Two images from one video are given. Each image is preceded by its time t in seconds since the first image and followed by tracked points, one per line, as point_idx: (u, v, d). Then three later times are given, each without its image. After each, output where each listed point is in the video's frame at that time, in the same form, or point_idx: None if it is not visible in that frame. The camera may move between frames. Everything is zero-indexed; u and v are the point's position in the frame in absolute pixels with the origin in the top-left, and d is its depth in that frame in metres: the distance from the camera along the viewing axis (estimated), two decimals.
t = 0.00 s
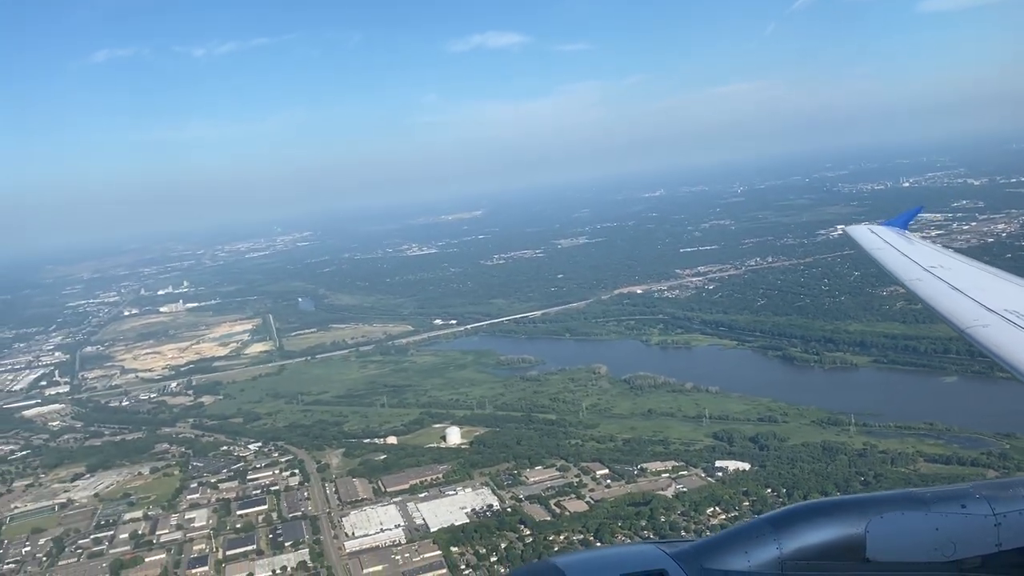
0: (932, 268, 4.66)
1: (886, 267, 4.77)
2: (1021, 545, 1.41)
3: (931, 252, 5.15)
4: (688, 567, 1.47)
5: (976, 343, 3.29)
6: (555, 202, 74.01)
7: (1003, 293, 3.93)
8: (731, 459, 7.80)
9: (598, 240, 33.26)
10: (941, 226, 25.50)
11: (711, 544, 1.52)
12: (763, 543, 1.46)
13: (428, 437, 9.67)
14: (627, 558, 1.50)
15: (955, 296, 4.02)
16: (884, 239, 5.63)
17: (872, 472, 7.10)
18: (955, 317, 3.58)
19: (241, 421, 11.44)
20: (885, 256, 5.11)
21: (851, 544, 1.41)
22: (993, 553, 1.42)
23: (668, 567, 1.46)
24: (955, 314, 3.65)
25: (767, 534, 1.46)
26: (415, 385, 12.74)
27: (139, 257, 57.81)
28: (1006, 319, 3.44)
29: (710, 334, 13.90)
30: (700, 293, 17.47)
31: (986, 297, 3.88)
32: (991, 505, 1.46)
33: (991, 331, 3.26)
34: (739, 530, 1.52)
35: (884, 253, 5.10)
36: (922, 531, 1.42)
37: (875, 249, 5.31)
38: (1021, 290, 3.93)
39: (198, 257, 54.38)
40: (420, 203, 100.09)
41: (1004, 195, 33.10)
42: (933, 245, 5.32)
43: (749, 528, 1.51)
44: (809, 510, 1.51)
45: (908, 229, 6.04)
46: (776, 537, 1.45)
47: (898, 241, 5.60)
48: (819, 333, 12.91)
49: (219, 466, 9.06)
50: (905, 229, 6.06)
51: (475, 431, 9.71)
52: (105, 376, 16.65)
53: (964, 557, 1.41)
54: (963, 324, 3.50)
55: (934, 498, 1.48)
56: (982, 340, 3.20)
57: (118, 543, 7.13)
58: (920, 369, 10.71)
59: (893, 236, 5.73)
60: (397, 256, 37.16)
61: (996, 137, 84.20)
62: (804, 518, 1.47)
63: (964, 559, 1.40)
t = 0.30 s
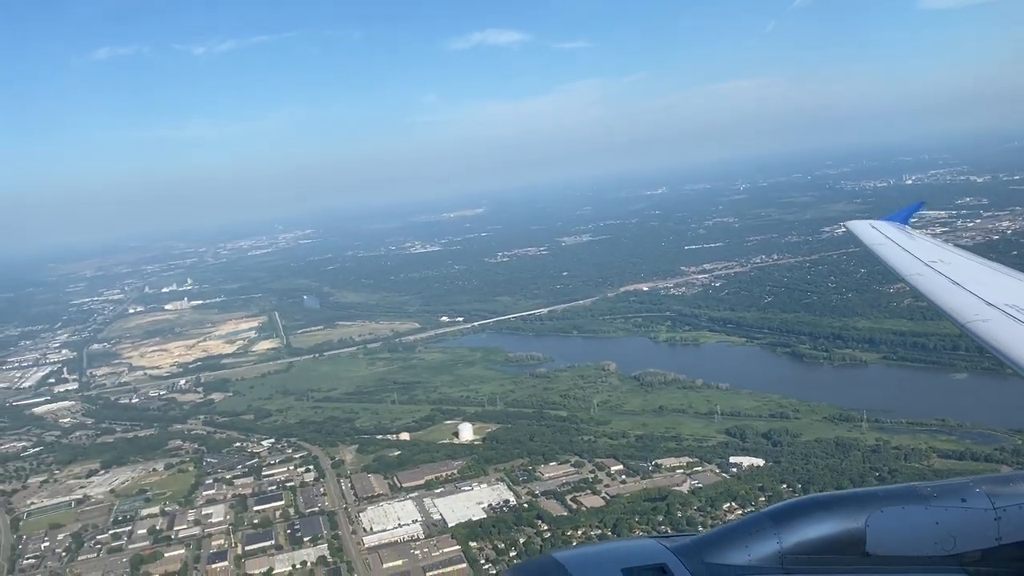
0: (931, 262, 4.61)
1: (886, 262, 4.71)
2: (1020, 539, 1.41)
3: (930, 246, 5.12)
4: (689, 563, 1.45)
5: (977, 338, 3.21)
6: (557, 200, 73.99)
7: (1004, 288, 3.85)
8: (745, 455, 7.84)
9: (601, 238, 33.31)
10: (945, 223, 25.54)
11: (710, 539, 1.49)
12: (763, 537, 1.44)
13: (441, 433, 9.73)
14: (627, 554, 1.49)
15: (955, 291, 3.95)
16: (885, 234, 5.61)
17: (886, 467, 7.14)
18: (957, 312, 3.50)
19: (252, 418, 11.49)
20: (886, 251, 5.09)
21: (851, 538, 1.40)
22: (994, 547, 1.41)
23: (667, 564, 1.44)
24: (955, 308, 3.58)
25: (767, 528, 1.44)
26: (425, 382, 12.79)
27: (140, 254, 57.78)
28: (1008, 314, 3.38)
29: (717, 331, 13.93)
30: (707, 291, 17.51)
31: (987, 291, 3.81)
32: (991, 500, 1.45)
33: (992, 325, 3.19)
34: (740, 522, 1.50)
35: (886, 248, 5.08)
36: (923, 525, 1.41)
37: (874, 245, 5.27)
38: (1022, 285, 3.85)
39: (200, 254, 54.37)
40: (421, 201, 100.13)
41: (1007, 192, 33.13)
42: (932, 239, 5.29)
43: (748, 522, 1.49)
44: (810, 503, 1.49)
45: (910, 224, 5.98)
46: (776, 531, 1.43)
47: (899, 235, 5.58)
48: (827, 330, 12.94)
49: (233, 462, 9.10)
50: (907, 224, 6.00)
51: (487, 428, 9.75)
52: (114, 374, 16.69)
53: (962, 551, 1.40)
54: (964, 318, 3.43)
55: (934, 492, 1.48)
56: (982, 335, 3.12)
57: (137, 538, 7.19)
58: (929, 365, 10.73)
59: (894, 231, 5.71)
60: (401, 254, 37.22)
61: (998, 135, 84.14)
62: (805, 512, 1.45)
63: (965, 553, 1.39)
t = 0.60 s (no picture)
0: (931, 258, 4.54)
1: (887, 256, 4.64)
2: (1020, 533, 1.39)
3: (931, 242, 5.08)
4: (687, 558, 1.33)
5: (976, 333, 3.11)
6: (559, 197, 73.96)
7: (1005, 284, 3.77)
8: (758, 451, 7.87)
9: (605, 235, 33.35)
10: (950, 220, 25.55)
11: (704, 536, 1.40)
12: (763, 531, 1.36)
13: (453, 430, 9.77)
14: (617, 548, 1.34)
15: (954, 286, 3.86)
16: (885, 230, 5.60)
17: (900, 463, 7.18)
18: (955, 307, 3.41)
19: (263, 414, 11.54)
20: (885, 246, 5.07)
21: (853, 532, 1.36)
22: (993, 542, 1.39)
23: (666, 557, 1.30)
24: (955, 303, 3.50)
25: (767, 522, 1.37)
26: (435, 379, 12.83)
27: (143, 252, 57.80)
28: (1008, 310, 3.28)
29: (725, 328, 13.97)
30: (713, 288, 17.54)
31: (987, 286, 3.73)
32: (990, 494, 1.43)
33: (991, 319, 3.11)
34: (735, 519, 1.42)
35: (884, 243, 5.06)
36: (924, 519, 1.38)
37: (876, 240, 5.23)
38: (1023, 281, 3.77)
39: (203, 252, 54.43)
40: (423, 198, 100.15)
41: (1011, 189, 33.15)
42: (934, 236, 5.25)
43: (745, 517, 1.41)
44: (809, 499, 1.44)
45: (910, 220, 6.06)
46: (775, 526, 1.36)
47: (899, 231, 5.57)
48: (835, 327, 12.96)
49: (247, 458, 9.14)
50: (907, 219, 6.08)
51: (499, 424, 9.79)
52: (123, 371, 16.76)
53: (963, 546, 1.38)
54: (963, 313, 3.35)
55: (934, 487, 1.46)
56: (981, 328, 3.01)
57: (155, 534, 7.23)
58: (939, 362, 10.74)
59: (893, 227, 5.70)
60: (405, 251, 37.27)
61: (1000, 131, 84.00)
62: (804, 507, 1.40)
63: (966, 546, 1.37)
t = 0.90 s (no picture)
0: (932, 254, 4.51)
1: (886, 253, 4.63)
2: (1019, 530, 1.39)
3: (931, 238, 5.06)
4: (688, 552, 1.34)
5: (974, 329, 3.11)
6: (561, 194, 73.94)
7: (1004, 280, 3.76)
8: (772, 447, 7.92)
9: (608, 233, 33.39)
10: (955, 218, 25.58)
11: (706, 531, 1.39)
12: (763, 527, 1.36)
13: (464, 426, 9.82)
14: (620, 544, 1.35)
15: (954, 282, 3.85)
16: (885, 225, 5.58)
17: (914, 459, 7.22)
18: (955, 303, 3.40)
19: (274, 411, 11.59)
20: (885, 242, 5.04)
21: (853, 529, 1.35)
22: (993, 538, 1.39)
23: (668, 553, 1.31)
24: (954, 299, 3.49)
25: (766, 519, 1.37)
26: (444, 376, 12.88)
27: (144, 249, 57.79)
28: (1008, 306, 3.27)
29: (733, 326, 14.02)
30: (719, 285, 17.58)
31: (986, 283, 3.71)
32: (989, 491, 1.44)
33: (990, 316, 3.11)
34: (735, 514, 1.42)
35: (885, 239, 5.04)
36: (926, 515, 1.38)
37: (875, 236, 5.21)
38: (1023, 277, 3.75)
39: (204, 249, 54.44)
40: (424, 196, 100.15)
41: (1015, 187, 33.17)
42: (935, 231, 5.23)
43: (746, 513, 1.40)
44: (808, 493, 1.44)
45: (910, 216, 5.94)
46: (776, 523, 1.36)
47: (899, 227, 5.55)
48: (844, 324, 13.00)
49: (261, 454, 9.19)
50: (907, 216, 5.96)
51: (510, 420, 9.84)
52: (131, 368, 16.81)
53: (963, 542, 1.38)
54: (963, 309, 3.34)
55: (934, 483, 1.45)
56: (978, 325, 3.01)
57: (173, 529, 7.28)
58: (948, 359, 10.76)
59: (893, 223, 5.68)
60: (408, 249, 37.33)
61: (1003, 130, 83.89)
62: (804, 503, 1.39)
63: (965, 543, 1.37)
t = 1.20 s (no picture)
0: (930, 251, 4.47)
1: (884, 249, 4.59)
2: (1021, 526, 1.31)
3: (931, 233, 5.05)
4: (688, 550, 1.29)
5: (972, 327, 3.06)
6: (563, 192, 74.02)
7: (1004, 276, 3.70)
8: (785, 444, 7.95)
9: (612, 231, 33.48)
10: (959, 216, 25.65)
11: (705, 527, 1.35)
12: (762, 524, 1.31)
13: (475, 423, 9.86)
14: (620, 540, 1.31)
15: (954, 278, 3.80)
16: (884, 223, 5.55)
17: (928, 456, 7.25)
18: (951, 299, 3.36)
19: (285, 408, 11.64)
20: (885, 240, 5.00)
21: (851, 526, 1.29)
22: (991, 534, 1.32)
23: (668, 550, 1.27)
24: (954, 295, 3.44)
25: (766, 515, 1.32)
26: (453, 373, 12.94)
27: (147, 247, 57.85)
28: (1006, 301, 3.23)
29: (741, 323, 14.05)
30: (726, 283, 17.63)
31: (985, 279, 3.66)
32: (989, 487, 1.36)
33: (990, 312, 3.05)
34: (736, 510, 1.37)
35: (885, 235, 5.00)
36: (923, 511, 1.31)
37: (875, 232, 5.21)
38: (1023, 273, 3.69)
39: (207, 247, 54.51)
40: (425, 193, 100.19)
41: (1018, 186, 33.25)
42: (933, 226, 5.24)
43: (745, 509, 1.36)
44: (811, 490, 1.39)
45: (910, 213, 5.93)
46: (775, 519, 1.31)
47: (898, 224, 5.52)
48: (852, 322, 13.04)
49: (275, 450, 9.23)
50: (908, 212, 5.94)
51: (522, 417, 9.87)
52: (139, 365, 16.85)
53: (960, 541, 1.30)
54: (963, 306, 3.28)
55: (932, 479, 1.39)
56: (977, 321, 2.97)
57: (190, 524, 7.32)
58: (957, 357, 10.79)
59: (892, 220, 5.66)
60: (412, 247, 37.43)
61: (1004, 128, 83.90)
62: (805, 500, 1.34)
63: (965, 541, 1.29)
